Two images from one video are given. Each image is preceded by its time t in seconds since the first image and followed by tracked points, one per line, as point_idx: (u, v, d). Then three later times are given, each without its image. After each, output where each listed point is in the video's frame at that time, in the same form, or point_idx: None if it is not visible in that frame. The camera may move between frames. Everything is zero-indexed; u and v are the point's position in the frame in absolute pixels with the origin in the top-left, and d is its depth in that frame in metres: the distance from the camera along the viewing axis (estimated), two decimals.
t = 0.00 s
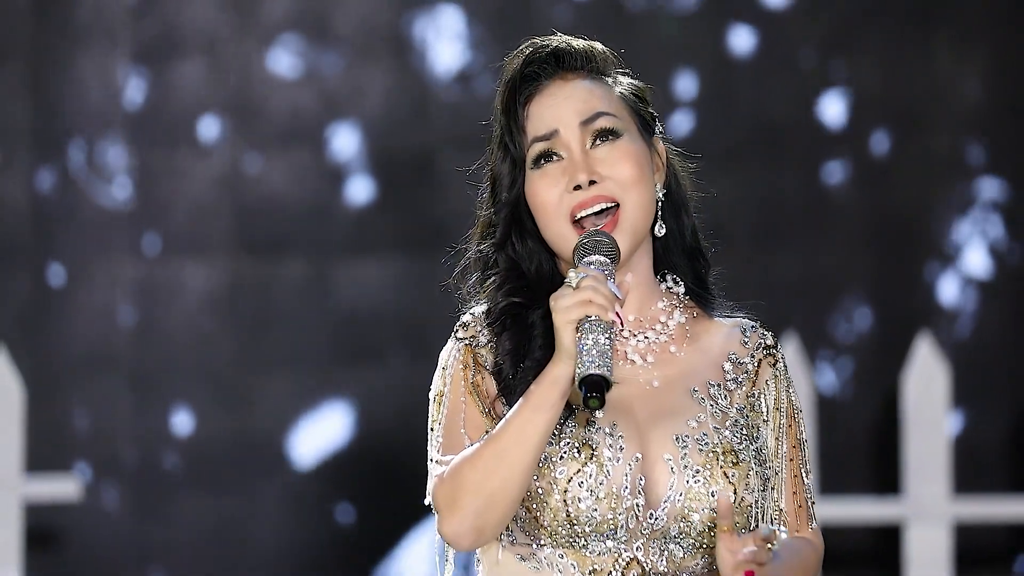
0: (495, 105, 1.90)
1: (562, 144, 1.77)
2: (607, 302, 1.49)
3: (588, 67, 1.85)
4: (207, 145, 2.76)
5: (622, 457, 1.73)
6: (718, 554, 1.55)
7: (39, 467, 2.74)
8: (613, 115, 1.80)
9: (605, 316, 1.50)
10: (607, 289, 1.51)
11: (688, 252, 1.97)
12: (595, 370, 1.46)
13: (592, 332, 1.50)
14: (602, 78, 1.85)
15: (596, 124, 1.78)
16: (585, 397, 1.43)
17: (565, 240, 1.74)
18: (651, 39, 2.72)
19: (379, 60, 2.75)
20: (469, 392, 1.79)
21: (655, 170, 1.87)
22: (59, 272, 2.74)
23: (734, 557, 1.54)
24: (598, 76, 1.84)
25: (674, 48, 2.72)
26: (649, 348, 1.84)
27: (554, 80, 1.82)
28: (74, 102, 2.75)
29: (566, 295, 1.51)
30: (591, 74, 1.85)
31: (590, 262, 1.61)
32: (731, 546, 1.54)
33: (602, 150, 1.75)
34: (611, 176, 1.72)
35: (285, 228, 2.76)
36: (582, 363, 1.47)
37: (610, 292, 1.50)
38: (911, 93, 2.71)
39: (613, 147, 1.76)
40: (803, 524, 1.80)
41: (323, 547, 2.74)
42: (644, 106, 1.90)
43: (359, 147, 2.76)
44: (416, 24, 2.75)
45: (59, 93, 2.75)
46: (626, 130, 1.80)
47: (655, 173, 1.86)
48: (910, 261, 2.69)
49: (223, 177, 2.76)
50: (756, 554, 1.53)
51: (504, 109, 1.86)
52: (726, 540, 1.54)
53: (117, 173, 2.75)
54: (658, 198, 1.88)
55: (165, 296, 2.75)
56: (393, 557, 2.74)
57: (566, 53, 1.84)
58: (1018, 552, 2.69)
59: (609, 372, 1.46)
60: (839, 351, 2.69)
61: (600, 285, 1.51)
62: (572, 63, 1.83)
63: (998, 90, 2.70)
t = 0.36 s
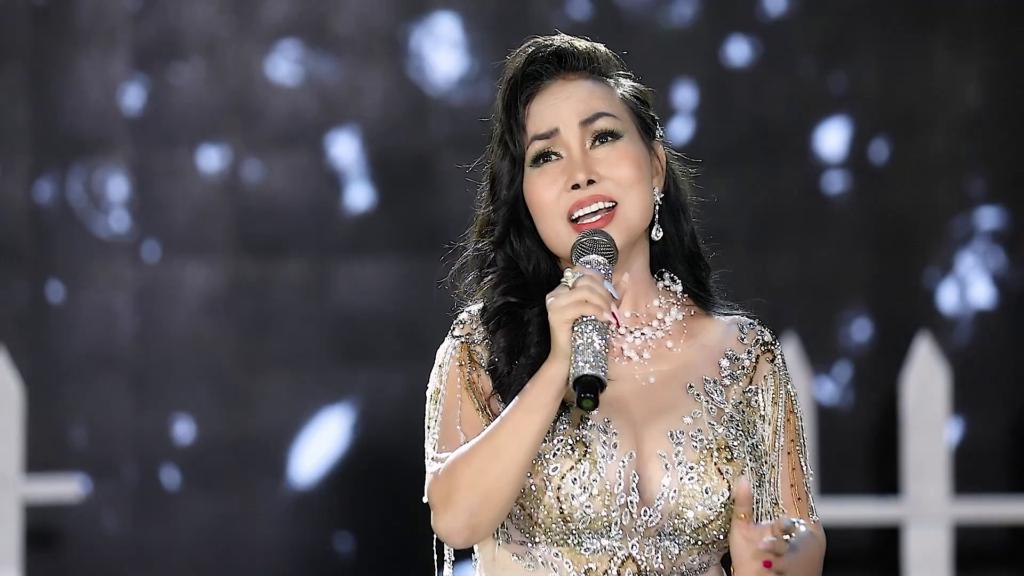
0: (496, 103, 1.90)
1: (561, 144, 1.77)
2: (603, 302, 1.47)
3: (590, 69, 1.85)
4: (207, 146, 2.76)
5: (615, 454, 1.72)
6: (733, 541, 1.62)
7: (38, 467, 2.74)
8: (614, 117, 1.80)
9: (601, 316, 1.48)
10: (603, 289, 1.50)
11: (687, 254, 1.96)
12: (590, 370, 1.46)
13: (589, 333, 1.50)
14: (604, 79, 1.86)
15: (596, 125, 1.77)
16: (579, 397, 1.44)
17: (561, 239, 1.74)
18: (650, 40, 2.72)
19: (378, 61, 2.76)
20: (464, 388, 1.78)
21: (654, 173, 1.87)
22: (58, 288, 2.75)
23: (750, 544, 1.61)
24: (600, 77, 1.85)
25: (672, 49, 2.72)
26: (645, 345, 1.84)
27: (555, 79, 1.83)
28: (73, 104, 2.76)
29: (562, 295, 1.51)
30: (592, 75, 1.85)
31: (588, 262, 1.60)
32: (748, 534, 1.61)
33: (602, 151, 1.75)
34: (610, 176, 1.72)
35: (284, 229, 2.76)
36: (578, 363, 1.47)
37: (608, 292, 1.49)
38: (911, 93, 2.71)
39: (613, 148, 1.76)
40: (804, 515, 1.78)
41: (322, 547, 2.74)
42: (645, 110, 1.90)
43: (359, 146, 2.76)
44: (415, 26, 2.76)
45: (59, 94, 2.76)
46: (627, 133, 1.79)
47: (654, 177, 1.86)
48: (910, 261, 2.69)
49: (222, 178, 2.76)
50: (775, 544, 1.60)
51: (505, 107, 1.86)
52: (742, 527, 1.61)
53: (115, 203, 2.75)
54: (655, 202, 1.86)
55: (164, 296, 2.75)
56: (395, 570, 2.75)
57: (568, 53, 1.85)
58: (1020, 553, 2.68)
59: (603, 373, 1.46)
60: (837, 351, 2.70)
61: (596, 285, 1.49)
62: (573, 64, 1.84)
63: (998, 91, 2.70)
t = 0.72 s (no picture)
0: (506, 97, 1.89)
1: (567, 146, 1.76)
2: (599, 305, 1.46)
3: (602, 71, 1.84)
4: (206, 146, 2.76)
5: (609, 453, 1.72)
6: (737, 526, 1.53)
7: (38, 467, 2.75)
8: (622, 123, 1.79)
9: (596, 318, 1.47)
10: (598, 291, 1.48)
11: (681, 260, 1.96)
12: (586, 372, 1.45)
13: (584, 334, 1.51)
14: (614, 80, 1.85)
15: (604, 131, 1.77)
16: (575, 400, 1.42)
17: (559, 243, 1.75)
18: (649, 40, 2.72)
19: (377, 61, 2.76)
20: (459, 391, 1.79)
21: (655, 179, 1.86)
22: (58, 307, 2.75)
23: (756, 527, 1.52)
24: (611, 80, 1.84)
25: (672, 50, 2.72)
26: (640, 343, 1.84)
27: (566, 79, 1.82)
28: (73, 104, 2.76)
29: (558, 297, 1.49)
30: (603, 78, 1.84)
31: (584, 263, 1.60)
32: (752, 518, 1.52)
33: (607, 158, 1.75)
34: (613, 185, 1.72)
35: (284, 228, 2.76)
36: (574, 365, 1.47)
37: (603, 294, 1.47)
38: (911, 92, 2.70)
39: (618, 156, 1.75)
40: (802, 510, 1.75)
41: (323, 547, 2.74)
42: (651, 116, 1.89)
43: (359, 146, 2.76)
44: (414, 26, 2.76)
45: (59, 95, 2.76)
46: (633, 141, 1.79)
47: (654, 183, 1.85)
48: (911, 260, 2.68)
49: (221, 179, 2.76)
50: (782, 523, 1.50)
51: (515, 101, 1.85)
52: (745, 511, 1.52)
53: (111, 235, 2.75)
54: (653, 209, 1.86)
55: (164, 296, 2.75)
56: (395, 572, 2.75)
57: (581, 53, 1.84)
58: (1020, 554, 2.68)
59: (599, 374, 1.45)
60: (837, 351, 2.71)
61: (591, 287, 1.48)
62: (586, 65, 1.83)
63: (998, 91, 2.69)
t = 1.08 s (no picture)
0: (512, 97, 1.87)
1: (574, 155, 1.76)
2: (606, 319, 1.47)
3: (612, 79, 1.83)
4: (206, 146, 2.76)
5: (604, 456, 1.72)
6: (733, 542, 1.54)
7: (38, 467, 2.74)
8: (630, 135, 1.78)
9: (602, 333, 1.47)
10: (605, 306, 1.48)
11: (674, 263, 1.94)
12: (591, 389, 1.44)
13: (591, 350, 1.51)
14: (623, 88, 1.84)
15: (613, 142, 1.76)
16: (582, 417, 1.42)
17: (562, 250, 1.74)
18: (649, 40, 2.72)
19: (377, 61, 2.76)
20: (455, 400, 1.79)
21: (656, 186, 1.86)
22: (58, 324, 2.75)
23: (753, 534, 1.53)
24: (620, 89, 1.83)
25: (672, 51, 2.72)
26: (634, 344, 1.84)
27: (576, 85, 1.81)
28: (73, 105, 2.76)
29: (564, 311, 1.50)
30: (612, 86, 1.83)
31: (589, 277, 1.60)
32: (745, 527, 1.53)
33: (614, 169, 1.74)
34: (619, 198, 1.71)
35: (284, 228, 2.76)
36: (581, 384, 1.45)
37: (609, 309, 1.48)
38: (910, 93, 2.70)
39: (625, 168, 1.75)
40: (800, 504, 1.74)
41: (324, 546, 2.75)
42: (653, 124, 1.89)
43: (359, 146, 2.76)
44: (414, 26, 2.76)
45: (59, 95, 2.76)
46: (639, 153, 1.78)
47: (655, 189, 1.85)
48: (910, 261, 2.69)
49: (221, 179, 2.76)
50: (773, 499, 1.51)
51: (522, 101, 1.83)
52: (737, 523, 1.54)
53: (109, 260, 2.75)
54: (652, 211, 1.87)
55: (164, 296, 2.75)
56: (395, 571, 2.76)
57: (592, 59, 1.83)
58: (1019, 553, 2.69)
59: (605, 392, 1.44)
60: (837, 351, 2.70)
61: (597, 301, 1.48)
62: (597, 73, 1.82)
63: (998, 91, 2.69)
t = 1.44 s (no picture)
0: (506, 97, 1.85)
1: (575, 156, 1.75)
2: (616, 324, 1.46)
3: (604, 79, 1.83)
4: (205, 146, 2.76)
5: (598, 456, 1.73)
6: (727, 560, 1.49)
7: (38, 467, 2.74)
8: (627, 134, 1.78)
9: (613, 337, 1.47)
10: (614, 310, 1.48)
11: (659, 261, 1.93)
12: (603, 394, 1.43)
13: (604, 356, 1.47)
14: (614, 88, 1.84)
15: (612, 142, 1.75)
16: (595, 421, 1.41)
17: (564, 251, 1.74)
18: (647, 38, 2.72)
19: (377, 62, 2.76)
20: (451, 403, 1.79)
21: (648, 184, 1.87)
22: (58, 341, 2.75)
23: (743, 547, 1.48)
24: (613, 88, 1.82)
25: (671, 50, 2.72)
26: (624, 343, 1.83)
27: (572, 86, 1.80)
28: (73, 105, 2.76)
29: (573, 316, 1.50)
30: (606, 85, 1.82)
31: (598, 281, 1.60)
32: (735, 543, 1.49)
33: (613, 169, 1.74)
34: (621, 198, 1.71)
35: (284, 228, 2.76)
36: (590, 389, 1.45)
37: (619, 313, 1.48)
38: (909, 94, 2.71)
39: (623, 167, 1.75)
40: (793, 500, 1.74)
41: (324, 547, 2.75)
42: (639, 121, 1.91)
43: (358, 148, 2.77)
44: (414, 26, 2.76)
45: (59, 95, 2.76)
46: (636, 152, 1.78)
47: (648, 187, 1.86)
48: (910, 264, 2.69)
49: (221, 180, 2.76)
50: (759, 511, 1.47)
51: (518, 101, 1.81)
52: (728, 540, 1.49)
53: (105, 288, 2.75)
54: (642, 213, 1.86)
55: (163, 296, 2.75)
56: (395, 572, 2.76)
57: (585, 60, 1.82)
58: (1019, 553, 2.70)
59: (618, 395, 1.44)
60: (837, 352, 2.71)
61: (608, 305, 1.48)
62: (591, 73, 1.81)
63: (994, 92, 2.70)
